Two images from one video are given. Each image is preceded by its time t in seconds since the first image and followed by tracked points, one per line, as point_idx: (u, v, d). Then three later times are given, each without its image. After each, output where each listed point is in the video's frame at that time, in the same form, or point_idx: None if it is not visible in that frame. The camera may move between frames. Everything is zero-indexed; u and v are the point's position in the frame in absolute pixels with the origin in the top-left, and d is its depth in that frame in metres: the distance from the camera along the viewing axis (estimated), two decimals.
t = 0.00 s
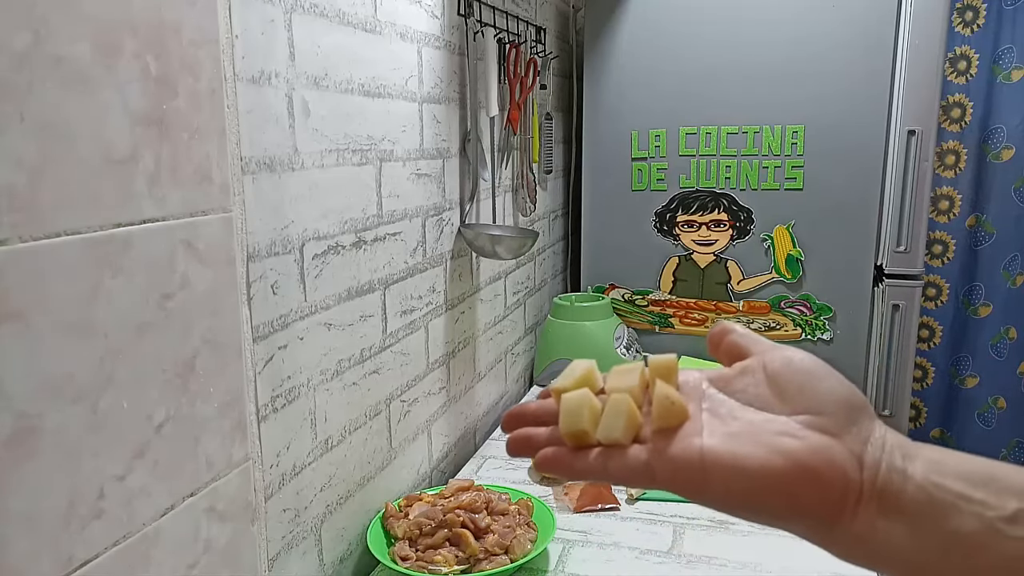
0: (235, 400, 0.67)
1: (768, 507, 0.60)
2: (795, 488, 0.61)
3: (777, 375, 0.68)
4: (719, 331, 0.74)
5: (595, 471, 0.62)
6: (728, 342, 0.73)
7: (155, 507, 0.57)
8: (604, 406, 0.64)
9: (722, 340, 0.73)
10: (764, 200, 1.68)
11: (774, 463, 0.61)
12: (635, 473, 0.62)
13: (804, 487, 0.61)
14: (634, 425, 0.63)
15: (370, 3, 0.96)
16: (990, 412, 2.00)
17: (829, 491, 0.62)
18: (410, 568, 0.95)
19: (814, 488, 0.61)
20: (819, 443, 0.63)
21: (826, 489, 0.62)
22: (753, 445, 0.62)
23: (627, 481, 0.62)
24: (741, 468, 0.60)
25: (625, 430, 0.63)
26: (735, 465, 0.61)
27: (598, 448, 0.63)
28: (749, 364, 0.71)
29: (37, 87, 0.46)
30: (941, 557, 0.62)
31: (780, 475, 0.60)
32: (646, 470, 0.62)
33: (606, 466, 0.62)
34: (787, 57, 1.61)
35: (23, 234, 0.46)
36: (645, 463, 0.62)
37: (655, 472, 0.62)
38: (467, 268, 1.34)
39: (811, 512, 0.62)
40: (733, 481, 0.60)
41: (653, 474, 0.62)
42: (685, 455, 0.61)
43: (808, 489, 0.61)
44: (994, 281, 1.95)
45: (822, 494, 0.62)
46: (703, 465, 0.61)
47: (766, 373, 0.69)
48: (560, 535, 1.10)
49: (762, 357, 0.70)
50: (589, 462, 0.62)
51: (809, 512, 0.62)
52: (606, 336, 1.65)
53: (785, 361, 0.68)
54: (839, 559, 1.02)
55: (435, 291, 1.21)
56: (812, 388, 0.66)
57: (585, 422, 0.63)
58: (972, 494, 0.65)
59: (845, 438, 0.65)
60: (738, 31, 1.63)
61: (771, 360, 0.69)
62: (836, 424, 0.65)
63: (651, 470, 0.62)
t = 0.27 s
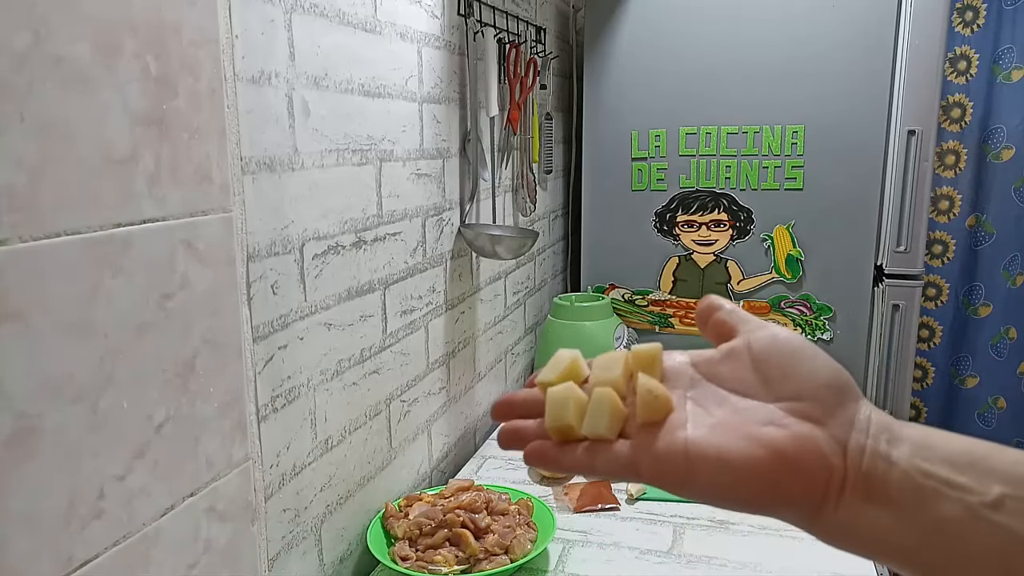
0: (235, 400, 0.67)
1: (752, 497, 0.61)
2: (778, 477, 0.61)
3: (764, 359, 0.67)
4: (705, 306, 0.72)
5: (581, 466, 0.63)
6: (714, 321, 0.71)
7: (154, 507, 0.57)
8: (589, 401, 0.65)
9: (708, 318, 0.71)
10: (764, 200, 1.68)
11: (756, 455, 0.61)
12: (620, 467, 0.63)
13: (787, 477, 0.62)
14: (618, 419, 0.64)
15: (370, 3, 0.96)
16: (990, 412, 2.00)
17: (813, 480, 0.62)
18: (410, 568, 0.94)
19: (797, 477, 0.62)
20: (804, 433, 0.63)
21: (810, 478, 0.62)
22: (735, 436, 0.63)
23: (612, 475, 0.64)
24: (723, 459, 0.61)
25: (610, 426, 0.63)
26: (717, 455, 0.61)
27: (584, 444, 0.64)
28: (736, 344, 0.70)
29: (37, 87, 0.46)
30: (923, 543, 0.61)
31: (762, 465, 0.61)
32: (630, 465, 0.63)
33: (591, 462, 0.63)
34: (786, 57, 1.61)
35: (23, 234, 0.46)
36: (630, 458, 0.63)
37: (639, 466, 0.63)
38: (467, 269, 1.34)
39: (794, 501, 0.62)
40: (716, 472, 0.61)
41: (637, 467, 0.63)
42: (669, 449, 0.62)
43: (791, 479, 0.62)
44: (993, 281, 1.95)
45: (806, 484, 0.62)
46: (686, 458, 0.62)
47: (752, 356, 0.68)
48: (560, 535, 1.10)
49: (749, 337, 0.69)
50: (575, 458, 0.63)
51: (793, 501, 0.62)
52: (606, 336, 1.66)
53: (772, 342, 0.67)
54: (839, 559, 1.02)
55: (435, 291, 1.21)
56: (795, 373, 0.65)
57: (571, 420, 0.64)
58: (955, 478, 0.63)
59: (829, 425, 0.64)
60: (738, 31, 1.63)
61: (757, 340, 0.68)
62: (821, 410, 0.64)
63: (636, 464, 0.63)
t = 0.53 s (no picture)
0: (235, 400, 0.67)
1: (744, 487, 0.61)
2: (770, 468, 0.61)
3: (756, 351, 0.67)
4: (699, 304, 0.72)
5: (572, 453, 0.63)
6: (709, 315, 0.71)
7: (154, 507, 0.57)
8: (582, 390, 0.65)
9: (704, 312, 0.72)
10: (764, 200, 1.68)
11: (750, 446, 0.61)
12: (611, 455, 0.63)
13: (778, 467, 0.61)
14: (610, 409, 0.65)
15: (370, 3, 0.96)
16: (990, 412, 2.00)
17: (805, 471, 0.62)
18: (410, 569, 0.94)
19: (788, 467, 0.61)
20: (797, 423, 0.63)
21: (801, 468, 0.62)
22: (728, 425, 0.62)
23: (603, 462, 0.63)
24: (716, 450, 0.60)
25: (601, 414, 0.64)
26: (709, 446, 0.61)
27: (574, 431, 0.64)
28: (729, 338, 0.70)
29: (37, 87, 0.46)
30: (917, 534, 0.61)
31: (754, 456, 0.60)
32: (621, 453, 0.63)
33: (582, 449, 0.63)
34: (786, 57, 1.61)
35: (23, 234, 0.46)
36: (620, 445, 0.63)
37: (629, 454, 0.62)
38: (467, 269, 1.34)
39: (786, 492, 0.62)
40: (708, 463, 0.60)
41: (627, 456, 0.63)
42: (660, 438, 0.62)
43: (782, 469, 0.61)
44: (993, 281, 1.95)
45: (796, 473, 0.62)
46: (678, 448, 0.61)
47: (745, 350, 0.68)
48: (560, 535, 1.10)
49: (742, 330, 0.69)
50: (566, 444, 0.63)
51: (784, 492, 0.62)
52: (606, 336, 1.65)
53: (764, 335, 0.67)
54: (839, 559, 1.02)
55: (435, 291, 1.21)
56: (788, 366, 0.65)
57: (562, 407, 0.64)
58: (948, 470, 0.64)
59: (822, 415, 0.64)
60: (738, 31, 1.63)
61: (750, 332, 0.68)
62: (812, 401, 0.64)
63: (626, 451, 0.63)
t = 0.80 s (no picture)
0: (235, 400, 0.67)
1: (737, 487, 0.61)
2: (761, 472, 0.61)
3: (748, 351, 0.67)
4: (689, 303, 0.73)
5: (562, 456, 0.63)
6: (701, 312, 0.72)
7: (154, 507, 0.57)
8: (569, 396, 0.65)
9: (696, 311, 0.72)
10: (764, 200, 1.68)
11: (740, 450, 0.60)
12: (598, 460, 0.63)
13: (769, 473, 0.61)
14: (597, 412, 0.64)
15: (370, 3, 0.96)
16: (990, 412, 2.00)
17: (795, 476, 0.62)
18: (410, 569, 0.94)
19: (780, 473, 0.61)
20: (788, 427, 0.63)
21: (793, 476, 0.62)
22: (718, 430, 0.62)
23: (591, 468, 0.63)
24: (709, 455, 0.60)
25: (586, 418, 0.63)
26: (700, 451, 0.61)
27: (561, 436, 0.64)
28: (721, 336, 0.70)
29: (37, 87, 0.46)
30: (912, 538, 0.61)
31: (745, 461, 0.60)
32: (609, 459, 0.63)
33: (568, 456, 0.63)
34: (786, 57, 1.61)
35: (23, 234, 0.46)
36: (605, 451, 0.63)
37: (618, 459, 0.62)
38: (467, 269, 1.34)
39: (777, 496, 0.62)
40: (698, 469, 0.60)
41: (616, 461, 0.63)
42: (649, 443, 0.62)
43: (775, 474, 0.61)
44: (993, 280, 1.95)
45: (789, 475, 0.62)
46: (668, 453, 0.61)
47: (735, 350, 0.68)
48: (560, 535, 1.10)
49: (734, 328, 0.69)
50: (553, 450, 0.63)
51: (777, 497, 0.62)
52: (606, 336, 1.65)
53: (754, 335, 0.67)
54: (839, 559, 1.02)
55: (435, 291, 1.21)
56: (778, 369, 0.65)
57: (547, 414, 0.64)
58: (944, 475, 0.64)
59: (814, 418, 0.64)
60: (738, 31, 1.63)
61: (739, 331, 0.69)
62: (806, 406, 0.64)
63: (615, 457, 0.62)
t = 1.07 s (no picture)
0: (235, 400, 0.67)
1: (770, 495, 0.61)
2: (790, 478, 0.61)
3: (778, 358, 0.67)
4: (719, 313, 0.72)
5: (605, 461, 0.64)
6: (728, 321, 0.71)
7: (154, 507, 0.57)
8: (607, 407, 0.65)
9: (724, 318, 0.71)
10: (764, 200, 1.68)
11: (775, 455, 0.61)
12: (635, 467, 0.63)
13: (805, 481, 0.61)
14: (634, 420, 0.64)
15: (370, 3, 0.96)
16: (990, 412, 2.00)
17: (831, 485, 0.61)
18: (410, 569, 0.95)
19: (814, 481, 0.61)
20: (821, 433, 0.62)
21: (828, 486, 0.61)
22: (753, 436, 0.62)
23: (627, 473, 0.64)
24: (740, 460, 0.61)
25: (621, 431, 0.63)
26: (734, 455, 0.61)
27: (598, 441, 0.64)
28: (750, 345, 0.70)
29: (37, 87, 0.46)
30: (942, 539, 0.61)
31: (775, 464, 0.61)
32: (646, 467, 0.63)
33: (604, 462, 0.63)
34: (786, 57, 1.61)
35: (23, 234, 0.46)
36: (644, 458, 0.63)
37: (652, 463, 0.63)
38: (467, 269, 1.34)
39: (811, 501, 0.61)
40: (731, 473, 0.61)
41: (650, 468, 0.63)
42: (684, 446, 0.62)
43: (812, 481, 0.61)
44: (993, 280, 1.95)
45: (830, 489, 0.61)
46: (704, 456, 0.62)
47: (768, 358, 0.68)
48: (560, 535, 1.10)
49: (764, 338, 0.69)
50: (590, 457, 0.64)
51: (809, 500, 0.61)
52: (606, 336, 1.65)
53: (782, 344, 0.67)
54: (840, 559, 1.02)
55: (435, 291, 1.21)
56: (813, 377, 0.65)
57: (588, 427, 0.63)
58: (973, 479, 0.64)
59: (845, 424, 0.64)
60: (737, 31, 1.63)
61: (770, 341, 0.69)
62: (834, 411, 0.64)
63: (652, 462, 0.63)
